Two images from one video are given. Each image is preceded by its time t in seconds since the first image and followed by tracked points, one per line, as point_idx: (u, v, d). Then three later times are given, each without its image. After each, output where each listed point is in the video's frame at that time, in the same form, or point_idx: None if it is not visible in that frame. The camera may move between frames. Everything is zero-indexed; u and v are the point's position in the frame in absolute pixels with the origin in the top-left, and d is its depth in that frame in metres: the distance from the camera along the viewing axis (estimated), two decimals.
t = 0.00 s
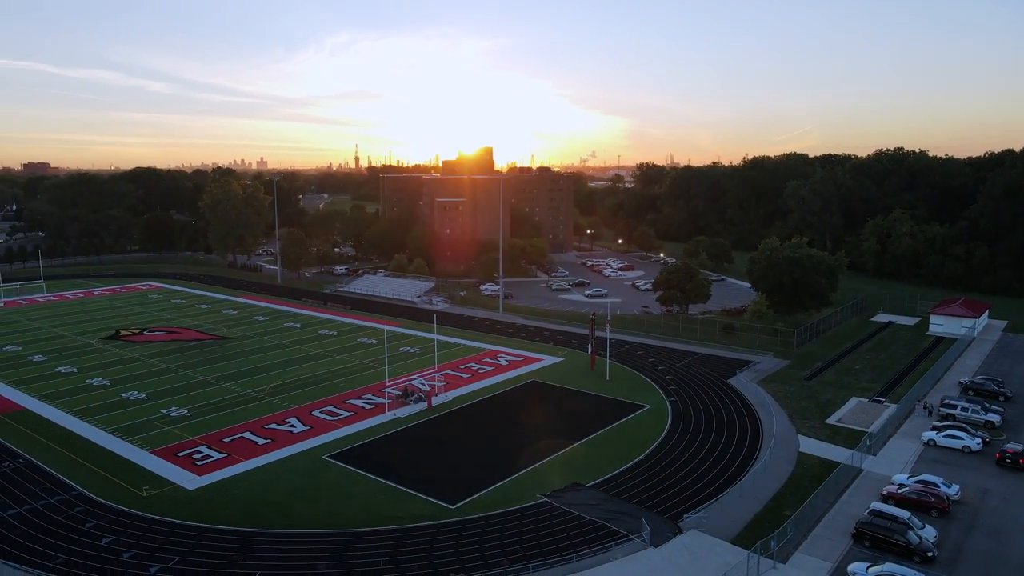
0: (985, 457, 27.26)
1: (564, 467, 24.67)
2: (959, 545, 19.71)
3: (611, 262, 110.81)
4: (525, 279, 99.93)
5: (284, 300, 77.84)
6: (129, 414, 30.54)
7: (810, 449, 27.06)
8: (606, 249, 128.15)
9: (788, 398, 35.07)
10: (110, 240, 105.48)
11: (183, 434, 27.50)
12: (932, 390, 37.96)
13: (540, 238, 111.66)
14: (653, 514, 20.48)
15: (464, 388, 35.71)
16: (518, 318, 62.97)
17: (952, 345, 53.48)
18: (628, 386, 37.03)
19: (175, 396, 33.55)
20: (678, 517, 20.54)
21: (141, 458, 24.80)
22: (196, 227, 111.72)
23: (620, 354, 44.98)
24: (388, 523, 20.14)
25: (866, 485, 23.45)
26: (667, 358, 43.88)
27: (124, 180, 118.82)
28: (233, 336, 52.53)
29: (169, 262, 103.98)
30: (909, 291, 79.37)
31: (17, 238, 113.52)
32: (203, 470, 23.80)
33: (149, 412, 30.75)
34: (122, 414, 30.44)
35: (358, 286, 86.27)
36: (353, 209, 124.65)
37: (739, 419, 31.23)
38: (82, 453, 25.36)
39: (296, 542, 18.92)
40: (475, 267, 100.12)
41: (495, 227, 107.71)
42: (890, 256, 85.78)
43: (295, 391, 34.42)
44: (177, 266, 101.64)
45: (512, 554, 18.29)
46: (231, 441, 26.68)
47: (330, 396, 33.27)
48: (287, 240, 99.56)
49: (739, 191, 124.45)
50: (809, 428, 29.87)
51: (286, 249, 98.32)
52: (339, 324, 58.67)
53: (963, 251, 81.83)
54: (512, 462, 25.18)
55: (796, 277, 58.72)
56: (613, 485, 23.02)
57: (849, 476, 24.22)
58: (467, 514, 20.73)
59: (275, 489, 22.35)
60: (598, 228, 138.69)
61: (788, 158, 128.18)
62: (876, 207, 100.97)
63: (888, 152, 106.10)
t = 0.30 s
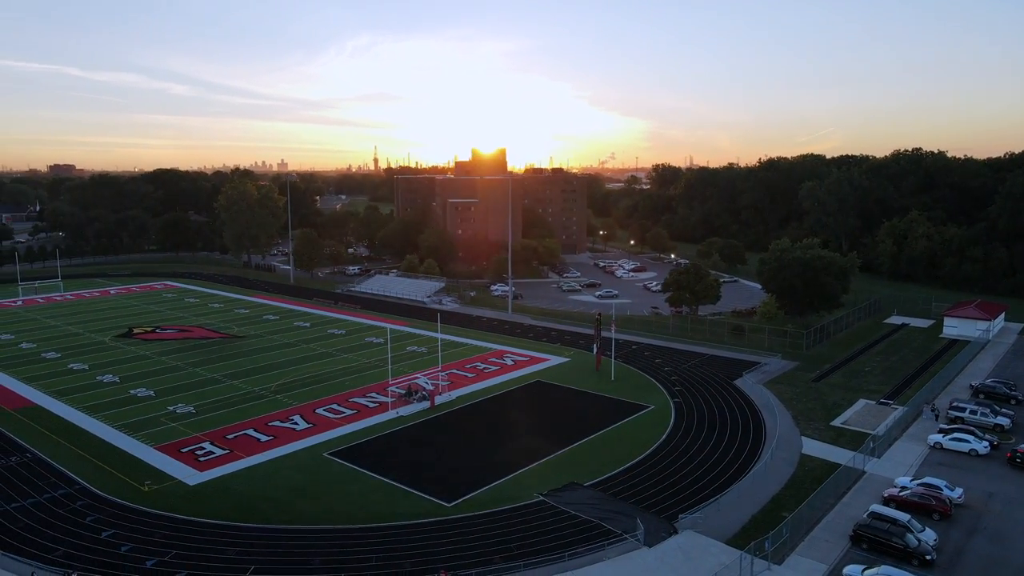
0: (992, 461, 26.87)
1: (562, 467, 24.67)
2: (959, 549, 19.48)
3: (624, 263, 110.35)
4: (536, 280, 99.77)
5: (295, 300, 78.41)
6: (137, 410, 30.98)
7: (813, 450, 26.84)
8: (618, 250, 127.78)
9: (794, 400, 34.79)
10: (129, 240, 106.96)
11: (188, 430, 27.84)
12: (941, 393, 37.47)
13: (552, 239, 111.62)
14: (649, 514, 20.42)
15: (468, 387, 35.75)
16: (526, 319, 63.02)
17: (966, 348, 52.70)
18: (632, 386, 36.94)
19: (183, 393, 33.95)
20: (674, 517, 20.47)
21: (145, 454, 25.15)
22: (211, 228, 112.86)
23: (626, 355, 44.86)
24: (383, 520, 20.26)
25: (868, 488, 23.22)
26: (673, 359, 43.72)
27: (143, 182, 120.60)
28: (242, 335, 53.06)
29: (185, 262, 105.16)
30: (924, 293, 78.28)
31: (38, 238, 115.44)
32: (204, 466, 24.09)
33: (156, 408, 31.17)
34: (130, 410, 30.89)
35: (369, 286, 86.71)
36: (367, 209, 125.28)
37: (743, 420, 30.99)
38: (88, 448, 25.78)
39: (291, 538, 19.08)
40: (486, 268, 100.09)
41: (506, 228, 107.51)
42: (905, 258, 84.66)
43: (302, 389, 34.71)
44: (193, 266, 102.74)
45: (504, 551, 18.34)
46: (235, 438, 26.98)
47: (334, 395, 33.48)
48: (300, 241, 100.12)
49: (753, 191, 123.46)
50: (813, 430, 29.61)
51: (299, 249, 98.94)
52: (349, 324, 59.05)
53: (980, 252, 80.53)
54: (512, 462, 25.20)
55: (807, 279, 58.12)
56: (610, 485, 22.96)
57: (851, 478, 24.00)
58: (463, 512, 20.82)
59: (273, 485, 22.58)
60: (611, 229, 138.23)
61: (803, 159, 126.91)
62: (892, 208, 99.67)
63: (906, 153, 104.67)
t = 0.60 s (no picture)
0: (999, 464, 26.47)
1: (561, 466, 24.65)
2: (959, 553, 19.24)
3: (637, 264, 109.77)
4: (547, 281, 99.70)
5: (306, 299, 78.94)
6: (143, 406, 31.39)
7: (816, 452, 26.59)
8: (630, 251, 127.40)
9: (800, 401, 34.49)
10: (146, 240, 108.29)
11: (192, 426, 28.15)
12: (950, 395, 36.98)
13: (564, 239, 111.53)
14: (645, 515, 20.35)
15: (471, 387, 35.79)
16: (535, 319, 63.01)
17: (979, 350, 51.93)
18: (636, 387, 36.79)
19: (190, 391, 34.31)
20: (670, 518, 20.36)
21: (149, 449, 25.47)
22: (226, 228, 113.90)
23: (632, 355, 44.70)
24: (380, 517, 20.37)
25: (870, 490, 22.99)
26: (680, 360, 43.51)
27: (161, 183, 122.11)
28: (252, 334, 53.53)
29: (200, 261, 106.22)
30: (939, 295, 77.25)
31: (58, 237, 117.27)
32: (206, 462, 24.36)
33: (163, 405, 31.56)
34: (137, 407, 31.30)
35: (380, 286, 87.10)
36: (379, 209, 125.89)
37: (747, 421, 30.72)
38: (94, 444, 26.18)
39: (286, 533, 19.25)
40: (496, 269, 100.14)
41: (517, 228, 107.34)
42: (921, 260, 83.55)
43: (307, 387, 34.94)
44: (207, 266, 103.73)
45: (497, 550, 18.36)
46: (238, 435, 27.25)
47: (339, 393, 33.69)
48: (313, 240, 100.67)
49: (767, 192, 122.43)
50: (818, 431, 29.35)
51: (312, 248, 99.55)
52: (358, 323, 59.36)
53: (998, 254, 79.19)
54: (511, 461, 25.23)
55: (817, 280, 57.51)
56: (608, 485, 22.89)
57: (853, 481, 23.75)
58: (459, 510, 20.88)
59: (273, 482, 22.80)
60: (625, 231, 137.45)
61: (818, 159, 125.64)
62: (907, 209, 98.39)
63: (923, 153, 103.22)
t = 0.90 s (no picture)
0: (1006, 468, 26.09)
1: (560, 466, 24.64)
2: (959, 557, 19.01)
3: (649, 266, 109.31)
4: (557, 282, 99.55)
5: (317, 299, 79.43)
6: (150, 403, 31.78)
7: (818, 454, 26.38)
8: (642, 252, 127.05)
9: (805, 403, 34.23)
10: (162, 240, 109.64)
11: (196, 424, 28.46)
12: (960, 399, 36.45)
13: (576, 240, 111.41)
14: (641, 515, 20.30)
15: (475, 386, 35.87)
16: (543, 320, 62.98)
17: (993, 353, 51.16)
18: (641, 388, 36.66)
19: (196, 388, 34.69)
20: (666, 518, 20.30)
21: (152, 446, 25.79)
22: (240, 228, 114.98)
23: (638, 356, 44.53)
24: (376, 515, 20.47)
25: (871, 493, 22.76)
26: (686, 361, 43.30)
27: (177, 184, 123.57)
28: (262, 332, 54.00)
29: (214, 261, 107.36)
30: (954, 297, 76.21)
31: (77, 237, 119.12)
32: (208, 458, 24.64)
33: (169, 402, 31.93)
34: (143, 404, 31.69)
35: (390, 286, 87.49)
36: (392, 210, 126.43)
37: (751, 423, 30.50)
38: (99, 440, 26.57)
39: (282, 530, 19.43)
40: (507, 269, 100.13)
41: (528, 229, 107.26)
42: (935, 261, 82.49)
43: (312, 385, 35.22)
44: (222, 265, 104.81)
45: (490, 548, 18.40)
46: (241, 432, 27.52)
47: (343, 392, 33.90)
48: (325, 241, 101.25)
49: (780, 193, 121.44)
50: (821, 433, 29.10)
51: (324, 249, 100.15)
52: (367, 323, 59.64)
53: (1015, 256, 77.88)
54: (510, 460, 25.28)
55: (828, 282, 56.94)
56: (605, 485, 22.86)
57: (855, 483, 23.53)
58: (455, 508, 20.92)
59: (273, 478, 23.01)
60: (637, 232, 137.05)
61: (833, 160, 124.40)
62: (923, 211, 97.12)
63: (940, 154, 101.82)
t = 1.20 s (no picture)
0: (1012, 472, 25.72)
1: (558, 466, 24.66)
2: (958, 560, 18.79)
3: (661, 266, 108.76)
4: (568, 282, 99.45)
5: (328, 299, 80.00)
6: (157, 400, 32.17)
7: (820, 456, 26.17)
8: (653, 253, 126.64)
9: (811, 404, 33.96)
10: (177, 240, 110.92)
11: (200, 421, 28.77)
12: (969, 401, 35.98)
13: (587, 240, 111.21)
14: (636, 515, 20.24)
15: (478, 386, 35.97)
16: (551, 320, 62.95)
17: (1006, 355, 50.44)
18: (645, 388, 36.52)
19: (203, 386, 35.04)
20: (663, 518, 20.23)
21: (156, 443, 26.10)
22: (254, 228, 116.06)
23: (645, 357, 44.39)
24: (372, 512, 20.61)
25: (872, 496, 22.54)
26: (693, 361, 43.10)
27: (193, 185, 124.89)
28: (271, 331, 54.43)
29: (228, 261, 108.57)
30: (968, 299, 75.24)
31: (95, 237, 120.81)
32: (210, 455, 24.91)
33: (175, 400, 32.29)
34: (150, 401, 32.08)
35: (400, 286, 87.92)
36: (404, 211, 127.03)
37: (755, 424, 30.31)
38: (105, 436, 26.96)
39: (279, 526, 19.61)
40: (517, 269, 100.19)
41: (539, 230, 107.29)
42: (949, 263, 81.51)
43: (317, 384, 35.44)
44: (235, 265, 105.94)
45: (483, 546, 18.46)
46: (245, 429, 27.80)
47: (347, 390, 34.13)
48: (337, 241, 101.90)
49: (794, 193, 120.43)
50: (825, 435, 28.87)
51: (336, 249, 100.84)
52: (375, 322, 59.94)
53: None
54: (509, 460, 25.31)
55: (838, 283, 56.41)
56: (603, 484, 22.84)
57: (856, 485, 23.31)
58: (450, 507, 21.01)
59: (273, 476, 23.22)
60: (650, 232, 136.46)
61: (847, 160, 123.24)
62: (938, 211, 95.89)
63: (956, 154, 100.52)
